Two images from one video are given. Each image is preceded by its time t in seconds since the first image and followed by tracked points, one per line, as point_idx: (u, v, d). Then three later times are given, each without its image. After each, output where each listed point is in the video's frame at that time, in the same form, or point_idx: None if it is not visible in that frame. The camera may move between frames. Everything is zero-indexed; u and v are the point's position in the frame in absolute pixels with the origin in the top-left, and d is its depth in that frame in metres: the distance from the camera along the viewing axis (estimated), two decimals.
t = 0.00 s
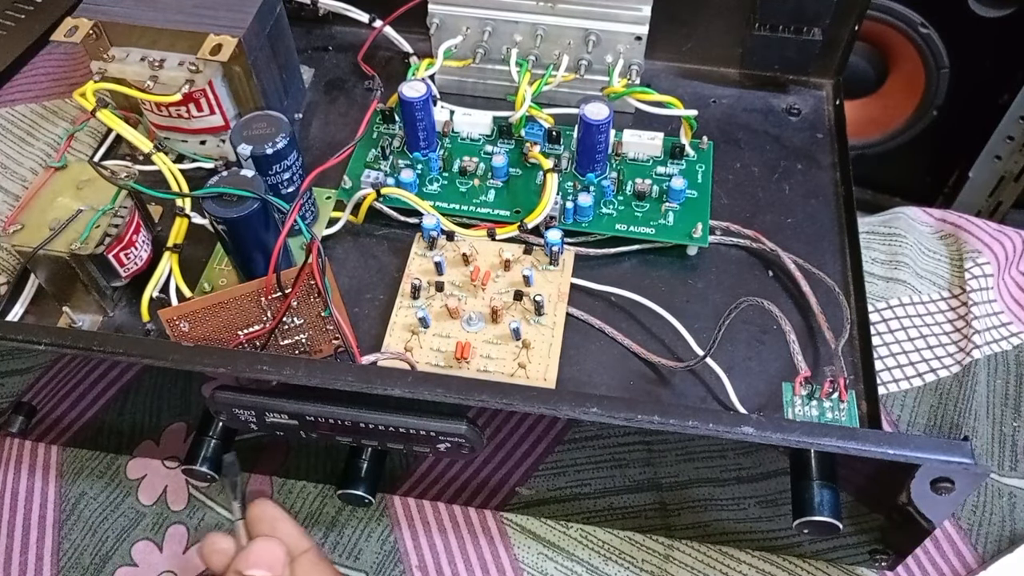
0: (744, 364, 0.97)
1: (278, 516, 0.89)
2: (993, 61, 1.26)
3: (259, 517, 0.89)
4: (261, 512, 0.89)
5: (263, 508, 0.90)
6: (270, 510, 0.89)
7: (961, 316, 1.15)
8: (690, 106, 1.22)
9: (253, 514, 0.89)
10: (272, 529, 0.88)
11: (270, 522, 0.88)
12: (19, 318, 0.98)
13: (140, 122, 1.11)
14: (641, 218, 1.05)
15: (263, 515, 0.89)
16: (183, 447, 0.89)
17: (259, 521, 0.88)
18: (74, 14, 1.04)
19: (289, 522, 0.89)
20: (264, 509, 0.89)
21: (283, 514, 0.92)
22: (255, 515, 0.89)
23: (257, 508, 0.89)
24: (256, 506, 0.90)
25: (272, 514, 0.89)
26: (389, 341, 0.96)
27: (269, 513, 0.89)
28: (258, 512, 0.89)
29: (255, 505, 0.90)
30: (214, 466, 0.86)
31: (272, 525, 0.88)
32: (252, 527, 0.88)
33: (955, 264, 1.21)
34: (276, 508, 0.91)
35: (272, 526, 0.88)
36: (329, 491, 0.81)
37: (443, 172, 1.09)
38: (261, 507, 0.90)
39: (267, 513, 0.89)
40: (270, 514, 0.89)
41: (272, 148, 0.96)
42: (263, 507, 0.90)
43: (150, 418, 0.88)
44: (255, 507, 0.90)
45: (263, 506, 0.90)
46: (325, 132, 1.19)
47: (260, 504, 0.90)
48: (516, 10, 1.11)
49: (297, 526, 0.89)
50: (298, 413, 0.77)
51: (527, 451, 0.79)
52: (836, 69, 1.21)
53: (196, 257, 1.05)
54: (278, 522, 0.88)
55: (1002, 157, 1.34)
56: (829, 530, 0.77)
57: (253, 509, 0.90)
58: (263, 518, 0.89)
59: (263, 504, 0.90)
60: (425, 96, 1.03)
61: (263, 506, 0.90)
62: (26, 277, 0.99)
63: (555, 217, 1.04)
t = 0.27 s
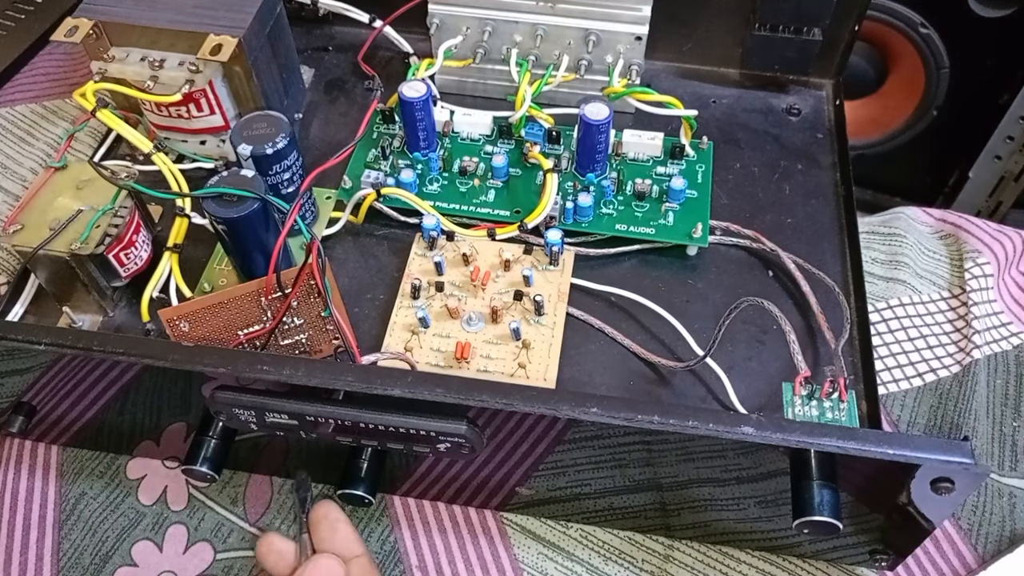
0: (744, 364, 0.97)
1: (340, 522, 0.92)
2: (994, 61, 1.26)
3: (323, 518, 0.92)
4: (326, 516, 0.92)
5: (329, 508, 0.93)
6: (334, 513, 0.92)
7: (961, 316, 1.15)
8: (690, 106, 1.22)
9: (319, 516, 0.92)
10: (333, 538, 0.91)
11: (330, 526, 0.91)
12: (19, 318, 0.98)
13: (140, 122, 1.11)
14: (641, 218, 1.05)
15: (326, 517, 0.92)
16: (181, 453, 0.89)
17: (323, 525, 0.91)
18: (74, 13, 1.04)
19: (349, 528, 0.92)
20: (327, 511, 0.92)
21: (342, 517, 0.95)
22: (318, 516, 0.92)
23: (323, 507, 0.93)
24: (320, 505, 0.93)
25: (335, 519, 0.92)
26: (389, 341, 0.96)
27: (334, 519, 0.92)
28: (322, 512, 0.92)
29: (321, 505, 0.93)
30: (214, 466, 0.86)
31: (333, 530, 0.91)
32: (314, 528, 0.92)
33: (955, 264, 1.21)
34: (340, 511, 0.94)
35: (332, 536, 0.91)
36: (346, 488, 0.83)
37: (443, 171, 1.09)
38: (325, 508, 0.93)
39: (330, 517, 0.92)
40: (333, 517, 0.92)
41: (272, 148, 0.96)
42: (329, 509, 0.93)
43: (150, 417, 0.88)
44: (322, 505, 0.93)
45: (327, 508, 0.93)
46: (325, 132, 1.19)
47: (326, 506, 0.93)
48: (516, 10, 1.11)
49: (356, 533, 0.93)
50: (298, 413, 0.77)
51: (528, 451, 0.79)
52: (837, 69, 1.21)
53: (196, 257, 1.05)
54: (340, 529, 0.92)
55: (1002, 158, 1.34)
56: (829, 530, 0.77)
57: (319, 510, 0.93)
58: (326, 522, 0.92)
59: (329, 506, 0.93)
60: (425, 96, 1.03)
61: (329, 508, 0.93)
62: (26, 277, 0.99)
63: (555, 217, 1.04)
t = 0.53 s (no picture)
0: (744, 364, 0.97)
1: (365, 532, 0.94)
2: (993, 61, 1.26)
3: (346, 528, 0.94)
4: (350, 526, 0.94)
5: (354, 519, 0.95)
6: (358, 524, 0.94)
7: (961, 316, 1.15)
8: (690, 106, 1.22)
9: (345, 527, 0.94)
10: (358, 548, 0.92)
11: (354, 536, 0.93)
12: (19, 318, 0.98)
13: (140, 122, 1.11)
14: (641, 218, 1.05)
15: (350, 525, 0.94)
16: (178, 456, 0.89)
17: (348, 535, 0.93)
18: (74, 13, 1.04)
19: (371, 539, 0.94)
20: (350, 521, 0.94)
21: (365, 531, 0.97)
22: (343, 526, 0.94)
23: (348, 517, 0.95)
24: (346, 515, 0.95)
25: (359, 529, 0.94)
26: (389, 341, 0.96)
27: (359, 530, 0.94)
28: (346, 523, 0.94)
29: (345, 515, 0.95)
30: (214, 466, 0.86)
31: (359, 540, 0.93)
32: (338, 538, 0.93)
33: (955, 264, 1.21)
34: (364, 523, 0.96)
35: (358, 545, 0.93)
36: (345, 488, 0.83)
37: (443, 171, 1.09)
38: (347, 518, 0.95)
39: (354, 528, 0.94)
40: (356, 527, 0.94)
41: (272, 148, 0.96)
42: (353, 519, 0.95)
43: (150, 417, 0.88)
44: (347, 516, 0.95)
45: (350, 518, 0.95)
46: (325, 132, 1.19)
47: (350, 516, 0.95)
48: (516, 10, 1.11)
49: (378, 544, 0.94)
50: (298, 413, 0.77)
51: (528, 451, 0.79)
52: (836, 69, 1.21)
53: (196, 257, 1.05)
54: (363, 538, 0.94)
55: (1002, 158, 1.34)
56: (829, 530, 0.77)
57: (344, 520, 0.95)
58: (351, 532, 0.94)
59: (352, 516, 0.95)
60: (425, 96, 1.03)
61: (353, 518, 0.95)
62: (26, 277, 0.99)
63: (555, 217, 1.04)
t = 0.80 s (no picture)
0: (744, 364, 0.97)
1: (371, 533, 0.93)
2: (994, 61, 1.26)
3: (353, 528, 0.93)
4: (357, 526, 0.93)
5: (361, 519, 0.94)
6: (365, 523, 0.93)
7: (961, 316, 1.15)
8: (690, 106, 1.22)
9: (352, 527, 0.93)
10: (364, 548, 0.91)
11: (360, 536, 0.92)
12: (19, 318, 0.98)
13: (140, 122, 1.11)
14: (641, 218, 1.05)
15: (358, 525, 0.93)
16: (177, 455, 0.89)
17: (355, 534, 0.92)
18: (74, 13, 1.04)
19: (378, 539, 0.92)
20: (358, 521, 0.93)
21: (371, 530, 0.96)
22: (349, 525, 0.93)
23: (355, 517, 0.93)
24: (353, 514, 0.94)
25: (366, 529, 0.93)
26: (390, 341, 0.96)
27: (365, 530, 0.93)
28: (353, 523, 0.93)
29: (351, 515, 0.94)
30: (214, 466, 0.86)
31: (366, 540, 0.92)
32: (344, 537, 0.92)
33: (955, 264, 1.21)
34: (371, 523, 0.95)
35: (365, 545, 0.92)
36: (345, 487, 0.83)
37: (443, 172, 1.09)
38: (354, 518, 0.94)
39: (362, 527, 0.93)
40: (363, 527, 0.93)
41: (272, 148, 0.96)
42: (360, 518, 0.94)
43: (150, 417, 0.88)
44: (354, 515, 0.94)
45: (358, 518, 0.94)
46: (325, 132, 1.19)
47: (358, 516, 0.94)
48: (516, 10, 1.11)
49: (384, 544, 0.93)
50: (298, 413, 0.77)
51: (528, 451, 0.79)
52: (836, 69, 1.21)
53: (196, 257, 1.05)
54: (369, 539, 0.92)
55: (1002, 158, 1.34)
56: (829, 530, 0.77)
57: (351, 520, 0.93)
58: (357, 532, 0.92)
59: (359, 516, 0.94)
60: (425, 96, 1.03)
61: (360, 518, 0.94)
62: (26, 277, 0.99)
63: (555, 217, 1.04)
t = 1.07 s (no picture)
0: (744, 364, 0.97)
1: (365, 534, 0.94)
2: (994, 61, 1.26)
3: (345, 529, 0.94)
4: (349, 527, 0.94)
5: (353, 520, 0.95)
6: (359, 524, 0.95)
7: (961, 316, 1.15)
8: (690, 106, 1.22)
9: (346, 529, 0.94)
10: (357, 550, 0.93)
11: (353, 536, 0.93)
12: (19, 318, 0.98)
13: (140, 122, 1.11)
14: (641, 218, 1.05)
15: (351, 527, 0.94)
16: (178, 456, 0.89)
17: (348, 536, 0.94)
18: (74, 13, 1.04)
19: (370, 539, 0.94)
20: (350, 523, 0.95)
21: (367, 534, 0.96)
22: (342, 526, 0.94)
23: (348, 518, 0.95)
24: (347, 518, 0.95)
25: (359, 530, 0.94)
26: (389, 340, 0.96)
27: (358, 531, 0.94)
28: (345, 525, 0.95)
29: (344, 517, 0.95)
30: (214, 466, 0.86)
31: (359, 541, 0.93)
32: (337, 539, 0.94)
33: (955, 264, 1.21)
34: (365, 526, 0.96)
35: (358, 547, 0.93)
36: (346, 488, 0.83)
37: (443, 171, 1.09)
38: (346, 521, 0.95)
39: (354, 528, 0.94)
40: (355, 527, 0.94)
41: (272, 148, 0.96)
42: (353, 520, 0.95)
43: (150, 417, 0.88)
44: (347, 517, 0.95)
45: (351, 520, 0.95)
46: (325, 132, 1.19)
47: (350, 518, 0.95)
48: (516, 10, 1.11)
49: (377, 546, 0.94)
50: (298, 413, 0.77)
51: (528, 451, 0.79)
52: (836, 68, 1.21)
53: (196, 257, 1.05)
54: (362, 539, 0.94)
55: (1002, 158, 1.34)
56: (829, 530, 0.77)
57: (343, 523, 0.95)
58: (351, 534, 0.94)
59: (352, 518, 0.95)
60: (425, 96, 1.03)
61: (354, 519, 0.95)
62: (26, 277, 0.98)
63: (555, 218, 1.04)
